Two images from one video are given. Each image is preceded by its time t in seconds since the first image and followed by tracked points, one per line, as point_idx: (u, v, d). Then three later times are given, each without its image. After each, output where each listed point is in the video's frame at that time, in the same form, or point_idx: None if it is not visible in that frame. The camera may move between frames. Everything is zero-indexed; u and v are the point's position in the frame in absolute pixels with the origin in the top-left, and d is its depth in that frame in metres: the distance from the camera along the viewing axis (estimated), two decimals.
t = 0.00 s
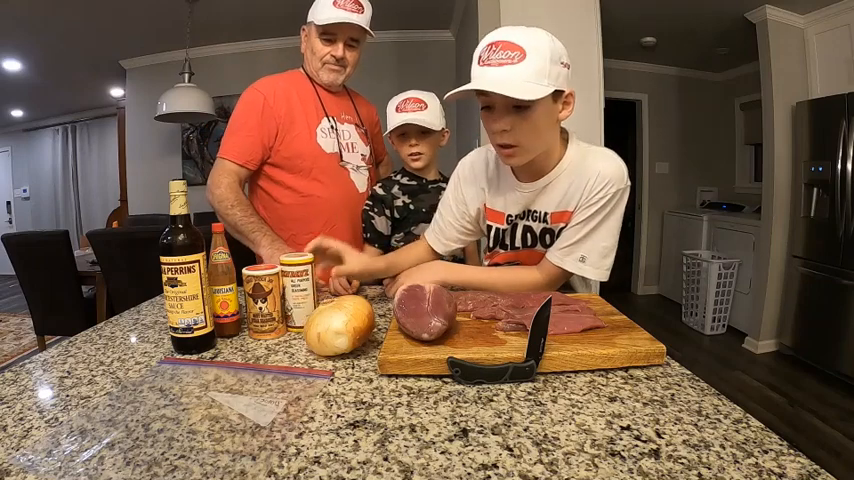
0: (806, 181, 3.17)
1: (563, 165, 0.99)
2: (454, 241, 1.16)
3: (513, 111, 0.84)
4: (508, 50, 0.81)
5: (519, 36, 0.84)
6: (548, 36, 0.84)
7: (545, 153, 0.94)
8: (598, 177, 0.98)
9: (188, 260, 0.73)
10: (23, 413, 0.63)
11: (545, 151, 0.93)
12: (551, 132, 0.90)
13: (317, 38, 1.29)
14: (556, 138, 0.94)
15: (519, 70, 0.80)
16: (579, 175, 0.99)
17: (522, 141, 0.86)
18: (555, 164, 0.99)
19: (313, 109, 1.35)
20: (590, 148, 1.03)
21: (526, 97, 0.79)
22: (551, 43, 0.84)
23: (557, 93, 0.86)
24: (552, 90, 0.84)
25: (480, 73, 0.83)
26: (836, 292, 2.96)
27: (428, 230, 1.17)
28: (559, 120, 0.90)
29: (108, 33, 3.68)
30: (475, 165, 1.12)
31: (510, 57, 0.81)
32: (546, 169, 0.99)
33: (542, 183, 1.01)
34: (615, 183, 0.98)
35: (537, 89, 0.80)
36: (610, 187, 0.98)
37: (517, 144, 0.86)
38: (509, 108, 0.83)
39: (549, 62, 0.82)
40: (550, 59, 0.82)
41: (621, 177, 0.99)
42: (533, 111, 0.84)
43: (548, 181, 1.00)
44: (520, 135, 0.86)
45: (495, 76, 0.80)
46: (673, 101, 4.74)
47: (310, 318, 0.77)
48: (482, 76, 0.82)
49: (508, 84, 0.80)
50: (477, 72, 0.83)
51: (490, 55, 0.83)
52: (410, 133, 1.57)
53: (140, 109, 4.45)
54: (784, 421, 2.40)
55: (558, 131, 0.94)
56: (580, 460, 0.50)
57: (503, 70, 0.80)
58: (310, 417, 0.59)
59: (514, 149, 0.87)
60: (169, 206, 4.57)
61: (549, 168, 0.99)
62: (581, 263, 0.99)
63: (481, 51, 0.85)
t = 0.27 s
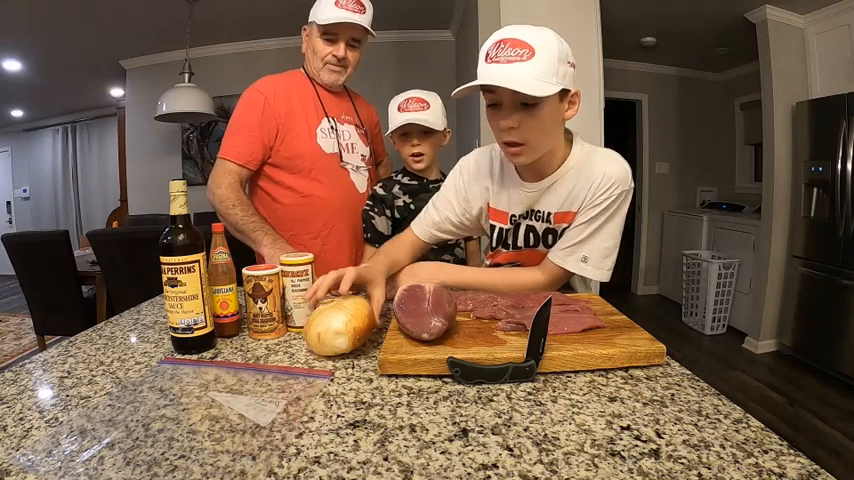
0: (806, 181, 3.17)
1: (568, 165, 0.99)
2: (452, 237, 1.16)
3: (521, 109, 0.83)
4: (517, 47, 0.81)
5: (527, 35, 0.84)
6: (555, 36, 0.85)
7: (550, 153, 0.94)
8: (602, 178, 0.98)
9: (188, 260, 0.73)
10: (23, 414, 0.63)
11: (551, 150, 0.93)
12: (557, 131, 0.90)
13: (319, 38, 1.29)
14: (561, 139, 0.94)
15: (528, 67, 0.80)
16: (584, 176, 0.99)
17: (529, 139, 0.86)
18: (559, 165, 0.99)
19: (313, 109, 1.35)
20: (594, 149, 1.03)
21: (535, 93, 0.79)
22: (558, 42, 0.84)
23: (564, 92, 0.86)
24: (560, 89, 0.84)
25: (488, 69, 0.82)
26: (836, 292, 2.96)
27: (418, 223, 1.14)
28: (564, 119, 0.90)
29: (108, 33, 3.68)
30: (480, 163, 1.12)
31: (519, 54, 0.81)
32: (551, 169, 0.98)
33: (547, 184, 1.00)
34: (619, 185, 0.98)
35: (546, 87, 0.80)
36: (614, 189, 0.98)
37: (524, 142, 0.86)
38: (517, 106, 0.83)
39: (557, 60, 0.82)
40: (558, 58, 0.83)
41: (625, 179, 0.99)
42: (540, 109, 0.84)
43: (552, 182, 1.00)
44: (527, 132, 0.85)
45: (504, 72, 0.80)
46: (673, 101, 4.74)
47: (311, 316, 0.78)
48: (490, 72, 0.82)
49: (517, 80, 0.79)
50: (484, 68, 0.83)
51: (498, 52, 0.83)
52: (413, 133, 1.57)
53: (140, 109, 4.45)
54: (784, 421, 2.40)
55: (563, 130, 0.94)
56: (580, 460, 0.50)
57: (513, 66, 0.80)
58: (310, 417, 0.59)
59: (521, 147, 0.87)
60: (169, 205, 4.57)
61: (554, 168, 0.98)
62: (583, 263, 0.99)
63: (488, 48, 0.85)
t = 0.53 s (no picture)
0: (806, 181, 3.17)
1: (569, 165, 0.99)
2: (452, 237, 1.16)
3: (522, 106, 0.83)
4: (520, 45, 0.81)
5: (530, 33, 0.84)
6: (557, 35, 0.85)
7: (549, 153, 0.94)
8: (603, 179, 0.98)
9: (188, 260, 0.73)
10: (23, 413, 0.63)
11: (551, 149, 0.93)
12: (558, 130, 0.90)
13: (318, 38, 1.29)
14: (562, 138, 0.94)
15: (530, 64, 0.80)
16: (584, 176, 0.99)
17: (530, 136, 0.86)
18: (559, 164, 0.99)
19: (312, 110, 1.35)
20: (594, 149, 1.03)
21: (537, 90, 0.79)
22: (560, 40, 0.84)
23: (566, 90, 0.86)
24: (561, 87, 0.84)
25: (490, 65, 0.82)
26: (836, 292, 2.96)
27: (416, 223, 1.13)
28: (565, 118, 0.91)
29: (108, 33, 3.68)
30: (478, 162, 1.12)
31: (522, 51, 0.81)
32: (550, 169, 0.99)
33: (547, 183, 1.00)
34: (620, 184, 0.98)
35: (548, 84, 0.80)
36: (615, 189, 0.98)
37: (525, 139, 0.86)
38: (518, 103, 0.83)
39: (558, 59, 0.82)
40: (560, 56, 0.83)
41: (625, 179, 0.99)
42: (542, 106, 0.84)
43: (553, 182, 1.00)
44: (528, 130, 0.85)
45: (507, 69, 0.80)
46: (673, 101, 4.74)
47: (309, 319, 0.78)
48: (492, 68, 0.82)
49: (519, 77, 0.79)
50: (486, 65, 0.83)
51: (500, 49, 0.83)
52: (415, 132, 1.57)
53: (140, 109, 4.45)
54: (784, 421, 2.40)
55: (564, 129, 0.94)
56: (580, 460, 0.50)
57: (515, 63, 0.80)
58: (310, 417, 0.59)
59: (521, 144, 0.87)
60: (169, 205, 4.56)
61: (554, 168, 0.99)
62: (583, 263, 0.99)
63: (490, 45, 0.85)
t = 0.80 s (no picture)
0: (806, 181, 3.17)
1: (568, 167, 0.99)
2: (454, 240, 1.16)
3: (521, 107, 0.83)
4: (520, 45, 0.81)
5: (530, 34, 0.84)
6: (557, 36, 0.85)
7: (549, 154, 0.94)
8: (602, 181, 0.98)
9: (188, 260, 0.73)
10: (23, 413, 0.63)
11: (551, 151, 0.93)
12: (558, 131, 0.90)
13: (318, 39, 1.30)
14: (562, 139, 0.94)
15: (530, 64, 0.80)
16: (584, 179, 0.99)
17: (530, 136, 0.85)
18: (558, 166, 0.99)
19: (312, 110, 1.35)
20: (594, 151, 1.02)
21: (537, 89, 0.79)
22: (560, 42, 0.84)
23: (566, 91, 0.86)
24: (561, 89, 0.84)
25: (490, 65, 0.82)
26: (836, 292, 2.96)
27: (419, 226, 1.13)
28: (565, 121, 0.90)
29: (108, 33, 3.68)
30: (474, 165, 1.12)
31: (522, 51, 0.81)
32: (549, 170, 0.99)
33: (546, 185, 1.00)
34: (620, 187, 0.98)
35: (548, 84, 0.80)
36: (614, 191, 0.98)
37: (525, 139, 0.85)
38: (518, 103, 0.83)
39: (559, 60, 0.82)
40: (559, 57, 0.83)
41: (625, 181, 0.99)
42: (541, 107, 0.83)
43: (552, 183, 1.00)
44: (527, 130, 0.85)
45: (506, 69, 0.80)
46: (673, 101, 4.75)
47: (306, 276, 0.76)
48: (492, 68, 0.82)
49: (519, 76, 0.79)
50: (486, 65, 0.83)
51: (500, 49, 0.83)
52: (415, 130, 1.57)
53: (140, 109, 4.45)
54: (784, 421, 2.40)
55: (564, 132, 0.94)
56: (580, 460, 0.50)
57: (515, 63, 0.80)
58: (310, 417, 0.59)
59: (521, 145, 0.86)
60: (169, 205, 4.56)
61: (553, 170, 0.99)
62: (583, 265, 0.99)
63: (491, 46, 0.85)
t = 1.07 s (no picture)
0: (806, 181, 3.17)
1: (566, 164, 0.99)
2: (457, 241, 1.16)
3: (521, 104, 0.83)
4: (518, 43, 0.81)
5: (526, 33, 0.84)
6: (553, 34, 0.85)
7: (548, 151, 0.94)
8: (600, 177, 0.98)
9: (188, 260, 0.73)
10: (23, 413, 0.63)
11: (549, 148, 0.94)
12: (556, 130, 0.90)
13: (319, 39, 1.30)
14: (559, 137, 0.94)
15: (529, 62, 0.80)
16: (582, 175, 0.99)
17: (531, 133, 0.85)
18: (557, 164, 0.99)
19: (313, 109, 1.35)
20: (590, 148, 1.03)
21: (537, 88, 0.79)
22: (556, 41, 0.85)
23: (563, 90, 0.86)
24: (559, 86, 0.84)
25: (489, 64, 0.82)
26: (836, 292, 2.96)
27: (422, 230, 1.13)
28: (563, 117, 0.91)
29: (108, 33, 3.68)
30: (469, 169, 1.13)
31: (520, 49, 0.80)
32: (548, 168, 0.99)
33: (545, 183, 1.01)
34: (618, 182, 0.98)
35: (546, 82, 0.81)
36: (613, 187, 0.98)
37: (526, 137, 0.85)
38: (517, 101, 0.83)
39: (556, 58, 0.82)
40: (556, 56, 0.83)
41: (623, 177, 0.99)
42: (540, 104, 0.84)
43: (551, 181, 1.00)
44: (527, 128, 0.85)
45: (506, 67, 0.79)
46: (673, 101, 4.74)
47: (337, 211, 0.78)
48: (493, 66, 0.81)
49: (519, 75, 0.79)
50: (484, 64, 0.82)
51: (498, 47, 0.82)
52: (418, 127, 1.57)
53: (140, 109, 4.44)
54: (784, 421, 2.40)
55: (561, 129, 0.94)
56: (580, 460, 0.50)
57: (514, 60, 0.80)
58: (310, 417, 0.59)
59: (521, 142, 0.86)
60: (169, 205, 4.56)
61: (551, 168, 0.99)
62: (583, 262, 0.99)
63: (489, 45, 0.84)
